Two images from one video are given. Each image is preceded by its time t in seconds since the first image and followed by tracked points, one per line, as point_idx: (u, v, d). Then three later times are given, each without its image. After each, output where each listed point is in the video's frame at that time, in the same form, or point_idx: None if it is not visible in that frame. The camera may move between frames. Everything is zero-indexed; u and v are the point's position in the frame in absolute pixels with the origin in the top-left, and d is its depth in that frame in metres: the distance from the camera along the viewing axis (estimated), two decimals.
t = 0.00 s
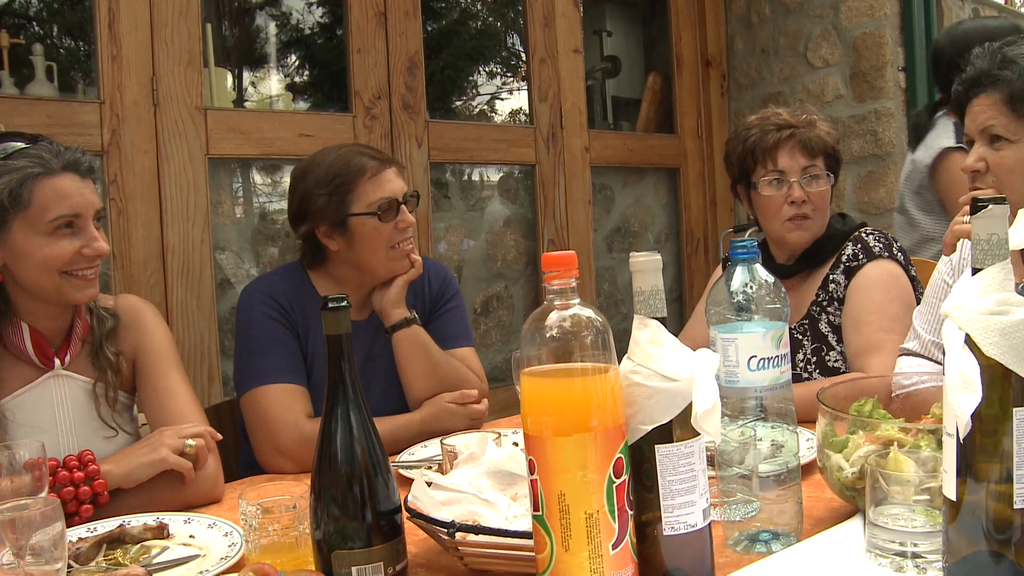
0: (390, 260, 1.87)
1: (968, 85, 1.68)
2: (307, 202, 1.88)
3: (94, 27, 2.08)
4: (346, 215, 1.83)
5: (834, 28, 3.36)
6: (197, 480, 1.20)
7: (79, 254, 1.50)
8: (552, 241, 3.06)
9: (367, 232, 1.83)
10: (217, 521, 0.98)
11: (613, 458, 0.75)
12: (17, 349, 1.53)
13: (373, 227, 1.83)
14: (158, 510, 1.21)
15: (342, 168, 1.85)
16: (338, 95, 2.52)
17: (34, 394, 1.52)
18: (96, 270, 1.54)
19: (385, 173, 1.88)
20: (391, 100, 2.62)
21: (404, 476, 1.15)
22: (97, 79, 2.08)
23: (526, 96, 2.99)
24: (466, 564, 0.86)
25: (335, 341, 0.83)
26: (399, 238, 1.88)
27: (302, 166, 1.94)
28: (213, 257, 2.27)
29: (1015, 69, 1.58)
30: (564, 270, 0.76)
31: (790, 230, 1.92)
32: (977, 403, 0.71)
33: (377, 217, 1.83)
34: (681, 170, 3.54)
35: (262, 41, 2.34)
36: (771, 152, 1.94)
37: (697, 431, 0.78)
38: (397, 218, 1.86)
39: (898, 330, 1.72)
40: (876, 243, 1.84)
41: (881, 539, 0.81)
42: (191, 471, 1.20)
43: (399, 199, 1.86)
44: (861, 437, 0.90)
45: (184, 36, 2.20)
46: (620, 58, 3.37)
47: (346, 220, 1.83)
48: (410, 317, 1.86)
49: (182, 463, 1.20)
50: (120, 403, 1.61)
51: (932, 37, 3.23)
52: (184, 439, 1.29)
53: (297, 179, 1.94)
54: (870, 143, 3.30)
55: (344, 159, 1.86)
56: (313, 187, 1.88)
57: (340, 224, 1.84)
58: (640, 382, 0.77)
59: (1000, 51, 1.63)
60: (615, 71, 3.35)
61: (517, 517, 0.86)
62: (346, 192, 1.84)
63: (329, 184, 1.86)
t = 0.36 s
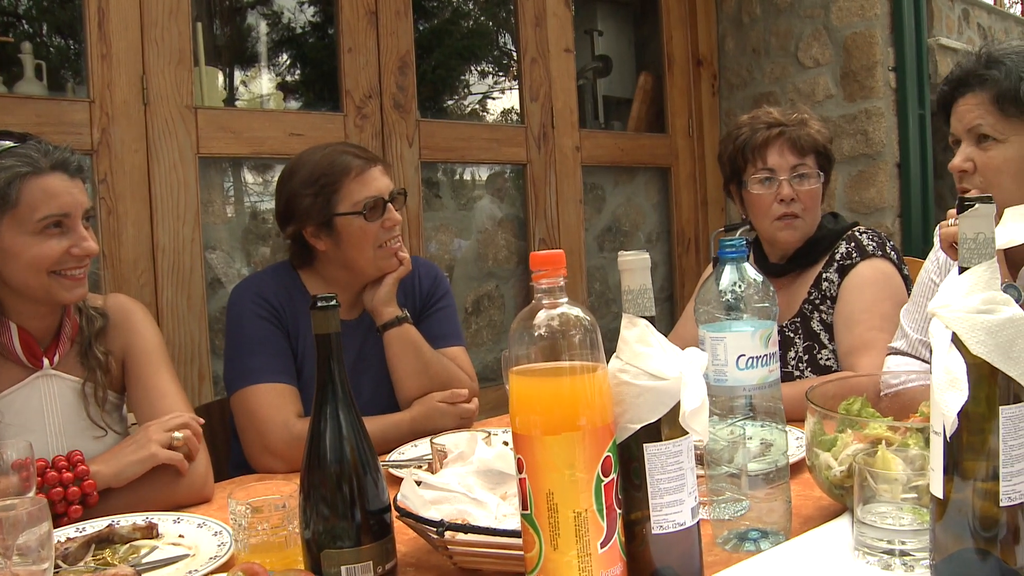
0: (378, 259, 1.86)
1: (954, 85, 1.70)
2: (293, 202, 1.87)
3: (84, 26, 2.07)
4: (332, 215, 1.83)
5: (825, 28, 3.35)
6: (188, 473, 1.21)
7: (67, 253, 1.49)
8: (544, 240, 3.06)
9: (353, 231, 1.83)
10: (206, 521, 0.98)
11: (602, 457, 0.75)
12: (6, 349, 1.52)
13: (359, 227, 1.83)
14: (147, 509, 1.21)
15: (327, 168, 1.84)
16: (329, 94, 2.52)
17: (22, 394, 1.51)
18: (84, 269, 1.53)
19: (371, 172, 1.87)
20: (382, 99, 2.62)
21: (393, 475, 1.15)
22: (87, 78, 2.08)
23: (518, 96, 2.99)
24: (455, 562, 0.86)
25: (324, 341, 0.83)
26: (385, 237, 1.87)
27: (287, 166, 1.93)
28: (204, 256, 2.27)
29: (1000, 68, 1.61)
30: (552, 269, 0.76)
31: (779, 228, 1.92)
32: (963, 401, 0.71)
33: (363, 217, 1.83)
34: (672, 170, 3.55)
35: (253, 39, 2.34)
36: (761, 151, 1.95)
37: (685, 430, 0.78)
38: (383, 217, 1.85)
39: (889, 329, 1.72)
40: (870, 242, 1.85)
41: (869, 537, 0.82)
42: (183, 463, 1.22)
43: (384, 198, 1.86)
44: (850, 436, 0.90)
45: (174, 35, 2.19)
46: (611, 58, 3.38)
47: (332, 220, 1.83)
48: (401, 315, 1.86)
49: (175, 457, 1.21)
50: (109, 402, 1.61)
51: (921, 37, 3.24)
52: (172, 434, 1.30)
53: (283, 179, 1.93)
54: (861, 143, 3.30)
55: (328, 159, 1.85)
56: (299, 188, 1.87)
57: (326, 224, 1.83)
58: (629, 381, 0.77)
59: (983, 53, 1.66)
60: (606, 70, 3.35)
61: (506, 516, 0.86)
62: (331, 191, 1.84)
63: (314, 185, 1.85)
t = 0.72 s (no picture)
0: (370, 258, 1.86)
1: (931, 96, 1.70)
2: (285, 200, 1.87)
3: (77, 26, 2.06)
4: (323, 213, 1.82)
5: (819, 27, 3.36)
6: (170, 474, 1.21)
7: (60, 254, 1.49)
8: (538, 240, 3.06)
9: (344, 229, 1.82)
10: (200, 522, 0.98)
11: (595, 457, 0.75)
12: None
13: (350, 225, 1.82)
14: (140, 511, 1.21)
15: (318, 166, 1.84)
16: (323, 94, 2.51)
17: (15, 395, 1.50)
18: (77, 270, 1.53)
19: (362, 170, 1.87)
20: (376, 98, 2.61)
21: (388, 475, 1.15)
22: (79, 78, 2.07)
23: (512, 95, 2.99)
24: (449, 563, 0.86)
25: (318, 341, 0.82)
26: (377, 235, 1.86)
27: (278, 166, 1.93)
28: (198, 256, 2.26)
29: (967, 79, 1.61)
30: (546, 269, 0.76)
31: (771, 226, 1.93)
32: (957, 400, 0.71)
33: (354, 214, 1.82)
34: (667, 169, 3.55)
35: (248, 39, 2.34)
36: (754, 149, 1.97)
37: (679, 430, 0.78)
38: (374, 214, 1.84)
39: (884, 327, 1.73)
40: (866, 240, 1.85)
41: (863, 536, 0.81)
42: (170, 464, 1.22)
43: (376, 196, 1.85)
44: (844, 435, 0.90)
45: (167, 34, 2.19)
46: (605, 57, 3.38)
47: (323, 219, 1.82)
48: (397, 315, 1.86)
49: (164, 457, 1.22)
50: (102, 403, 1.60)
51: (915, 37, 3.25)
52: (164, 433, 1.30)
53: (275, 179, 1.93)
54: (855, 142, 3.31)
55: (320, 156, 1.85)
56: (290, 186, 1.87)
57: (317, 222, 1.83)
58: (622, 381, 0.77)
59: (957, 63, 1.67)
60: (600, 70, 3.35)
61: (501, 516, 0.86)
62: (322, 189, 1.83)
63: (305, 183, 1.85)
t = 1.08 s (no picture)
0: (360, 256, 1.86)
1: (912, 101, 1.68)
2: (274, 198, 1.86)
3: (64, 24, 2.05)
4: (314, 211, 1.82)
5: (809, 23, 3.36)
6: (178, 467, 1.21)
7: (47, 254, 1.49)
8: (530, 237, 3.06)
9: (336, 227, 1.82)
10: (190, 522, 0.98)
11: (586, 454, 0.75)
12: None
13: (340, 223, 1.82)
14: (129, 512, 1.20)
15: (308, 164, 1.84)
16: (313, 92, 2.51)
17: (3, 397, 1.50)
18: (65, 270, 1.53)
19: (353, 168, 1.87)
20: (367, 96, 2.61)
21: (378, 473, 1.15)
22: (67, 77, 2.06)
23: (503, 93, 2.99)
24: (440, 561, 0.86)
25: (307, 339, 0.82)
26: (368, 233, 1.86)
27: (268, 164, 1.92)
28: (188, 255, 2.26)
29: (947, 83, 1.60)
30: (535, 265, 0.76)
31: (745, 222, 1.98)
32: (946, 395, 0.71)
33: (345, 212, 1.81)
34: (658, 165, 3.55)
35: (237, 37, 2.33)
36: (732, 146, 2.00)
37: (669, 426, 0.77)
38: (365, 212, 1.84)
39: (875, 323, 1.73)
40: (856, 236, 1.85)
41: (854, 531, 0.82)
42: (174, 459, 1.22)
43: (366, 194, 1.84)
44: (834, 430, 0.90)
45: (156, 32, 2.18)
46: (596, 54, 3.38)
47: (313, 216, 1.82)
48: (385, 314, 1.85)
49: (162, 453, 1.22)
50: (92, 404, 1.60)
51: (905, 33, 3.25)
52: (152, 431, 1.31)
53: (265, 177, 1.92)
54: (845, 138, 3.32)
55: (310, 154, 1.85)
56: (280, 183, 1.86)
57: (308, 220, 1.82)
58: (612, 377, 0.77)
59: (932, 68, 1.65)
60: (591, 67, 3.35)
61: (491, 513, 0.86)
62: (312, 187, 1.83)
63: (296, 180, 1.84)
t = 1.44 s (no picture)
0: (350, 255, 1.86)
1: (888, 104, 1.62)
2: (265, 197, 1.85)
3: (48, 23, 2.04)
4: (304, 210, 1.81)
5: (795, 21, 3.37)
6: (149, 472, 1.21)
7: (32, 255, 1.48)
8: (517, 236, 3.06)
9: (326, 226, 1.82)
10: (177, 522, 0.97)
11: (571, 452, 0.75)
12: None
13: (332, 221, 1.82)
14: (114, 513, 1.19)
15: (299, 163, 1.83)
16: (300, 92, 2.50)
17: None
18: (50, 271, 1.52)
19: (343, 167, 1.86)
20: (353, 95, 2.60)
21: (365, 473, 1.14)
22: (51, 76, 2.05)
23: (490, 91, 2.99)
24: (427, 560, 0.86)
25: (292, 339, 0.82)
26: (358, 231, 1.86)
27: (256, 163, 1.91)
28: (175, 255, 2.25)
29: (906, 91, 1.53)
30: (519, 263, 0.76)
31: (723, 217, 2.00)
32: (931, 390, 0.71)
33: (337, 211, 1.81)
34: (645, 164, 3.56)
35: (223, 37, 2.32)
36: (719, 143, 2.01)
37: (655, 424, 0.77)
38: (356, 211, 1.84)
39: (862, 320, 1.74)
40: (842, 234, 1.86)
41: (840, 528, 0.82)
42: (147, 463, 1.22)
43: (356, 192, 1.84)
44: (820, 427, 0.90)
45: (140, 31, 2.17)
46: (583, 52, 3.38)
47: (304, 215, 1.81)
48: (375, 311, 1.86)
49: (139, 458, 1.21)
50: (76, 405, 1.58)
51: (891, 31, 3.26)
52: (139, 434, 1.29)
53: (253, 177, 1.91)
54: (832, 136, 3.33)
55: (300, 153, 1.84)
56: (270, 183, 1.85)
57: (298, 219, 1.82)
58: (598, 375, 0.77)
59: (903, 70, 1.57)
60: (578, 65, 3.35)
61: (478, 512, 0.86)
62: (304, 186, 1.82)
63: (286, 179, 1.83)
